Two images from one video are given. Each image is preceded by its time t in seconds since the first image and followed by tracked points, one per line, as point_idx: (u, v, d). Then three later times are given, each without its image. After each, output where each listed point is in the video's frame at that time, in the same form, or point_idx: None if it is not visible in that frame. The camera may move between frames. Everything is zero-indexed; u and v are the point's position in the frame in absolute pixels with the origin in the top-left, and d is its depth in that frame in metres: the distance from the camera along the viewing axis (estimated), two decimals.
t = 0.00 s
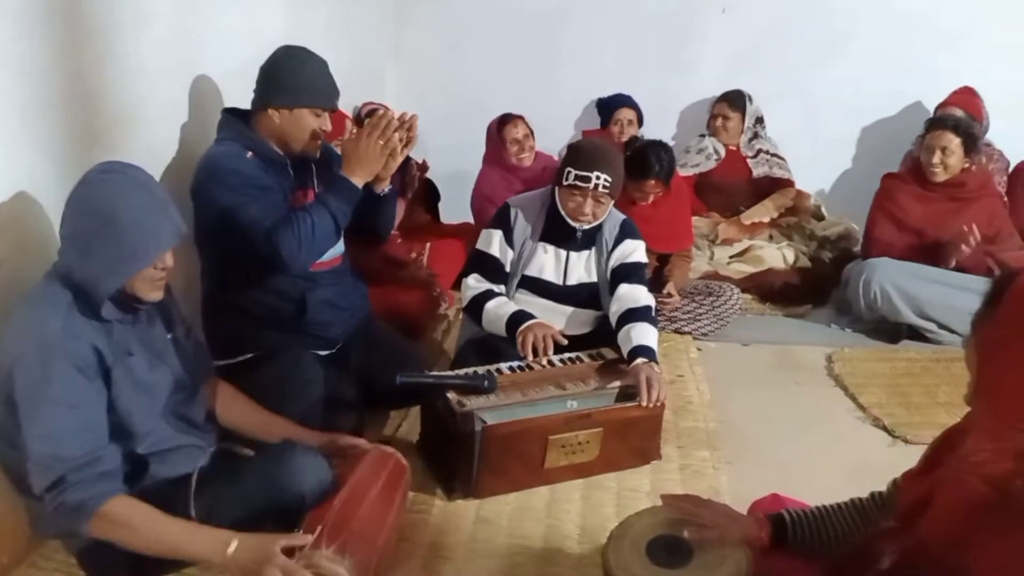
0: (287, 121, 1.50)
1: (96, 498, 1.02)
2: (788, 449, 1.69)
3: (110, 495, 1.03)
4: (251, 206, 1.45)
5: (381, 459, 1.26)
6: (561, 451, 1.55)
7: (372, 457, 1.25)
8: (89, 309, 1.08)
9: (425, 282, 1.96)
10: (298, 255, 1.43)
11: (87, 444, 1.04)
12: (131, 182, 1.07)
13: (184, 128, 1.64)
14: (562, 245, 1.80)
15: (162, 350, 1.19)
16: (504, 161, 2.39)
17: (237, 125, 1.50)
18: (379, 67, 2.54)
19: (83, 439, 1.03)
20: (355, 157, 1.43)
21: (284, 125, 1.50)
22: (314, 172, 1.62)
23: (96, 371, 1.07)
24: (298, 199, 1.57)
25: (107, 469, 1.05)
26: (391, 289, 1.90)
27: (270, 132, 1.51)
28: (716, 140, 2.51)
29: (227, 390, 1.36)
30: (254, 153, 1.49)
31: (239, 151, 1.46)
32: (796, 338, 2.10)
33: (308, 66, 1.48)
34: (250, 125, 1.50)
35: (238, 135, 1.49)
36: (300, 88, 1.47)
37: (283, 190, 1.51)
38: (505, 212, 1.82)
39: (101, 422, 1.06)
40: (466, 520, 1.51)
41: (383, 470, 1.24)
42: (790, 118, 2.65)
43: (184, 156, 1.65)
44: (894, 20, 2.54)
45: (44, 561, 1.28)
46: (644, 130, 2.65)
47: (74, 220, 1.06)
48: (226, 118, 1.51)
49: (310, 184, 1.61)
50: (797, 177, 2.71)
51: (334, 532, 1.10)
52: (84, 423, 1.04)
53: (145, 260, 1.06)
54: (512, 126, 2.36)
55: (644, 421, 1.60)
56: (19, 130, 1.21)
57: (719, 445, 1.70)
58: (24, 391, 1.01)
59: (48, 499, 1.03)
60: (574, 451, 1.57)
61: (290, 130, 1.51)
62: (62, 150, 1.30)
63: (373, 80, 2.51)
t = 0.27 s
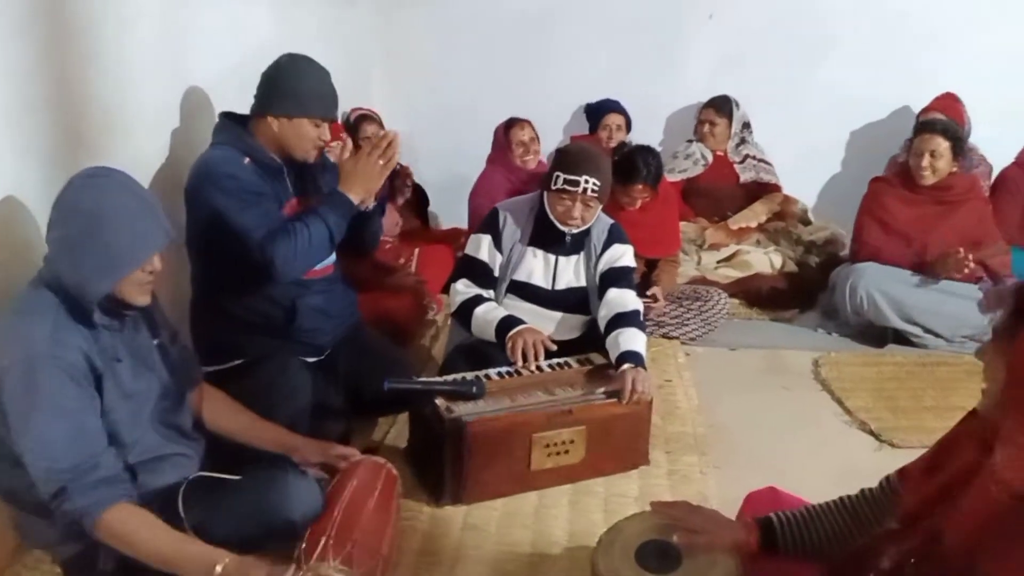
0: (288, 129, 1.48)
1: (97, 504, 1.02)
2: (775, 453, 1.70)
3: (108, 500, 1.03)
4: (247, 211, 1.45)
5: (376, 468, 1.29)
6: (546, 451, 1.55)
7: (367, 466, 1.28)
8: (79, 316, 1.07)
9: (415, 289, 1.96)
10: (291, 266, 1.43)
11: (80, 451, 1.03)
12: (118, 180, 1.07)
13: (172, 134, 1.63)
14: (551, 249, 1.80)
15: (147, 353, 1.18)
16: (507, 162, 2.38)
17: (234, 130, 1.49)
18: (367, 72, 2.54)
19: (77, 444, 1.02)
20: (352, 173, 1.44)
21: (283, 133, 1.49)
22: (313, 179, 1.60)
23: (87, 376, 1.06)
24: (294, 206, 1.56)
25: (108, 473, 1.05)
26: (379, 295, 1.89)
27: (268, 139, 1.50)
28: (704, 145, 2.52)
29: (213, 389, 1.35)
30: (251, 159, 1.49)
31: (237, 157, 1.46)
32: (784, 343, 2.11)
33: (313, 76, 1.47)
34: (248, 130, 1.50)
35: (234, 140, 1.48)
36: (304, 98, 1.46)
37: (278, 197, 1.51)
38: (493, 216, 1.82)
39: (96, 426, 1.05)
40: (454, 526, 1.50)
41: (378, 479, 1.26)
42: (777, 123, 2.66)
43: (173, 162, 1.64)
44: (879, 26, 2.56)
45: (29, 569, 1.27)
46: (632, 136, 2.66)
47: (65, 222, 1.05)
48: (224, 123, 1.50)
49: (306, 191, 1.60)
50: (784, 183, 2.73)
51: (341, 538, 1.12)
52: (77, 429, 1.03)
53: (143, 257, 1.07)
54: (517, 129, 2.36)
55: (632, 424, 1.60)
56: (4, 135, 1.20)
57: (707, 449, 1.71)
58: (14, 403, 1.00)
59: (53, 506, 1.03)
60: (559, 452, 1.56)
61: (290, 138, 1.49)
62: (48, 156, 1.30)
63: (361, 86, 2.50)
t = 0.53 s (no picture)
0: (276, 136, 1.48)
1: (82, 503, 1.02)
2: (761, 451, 1.71)
3: (93, 498, 1.02)
4: (237, 210, 1.44)
5: (365, 468, 1.30)
6: (535, 458, 1.55)
7: (356, 466, 1.29)
8: (61, 316, 1.05)
9: (399, 290, 1.98)
10: (274, 268, 1.42)
11: (66, 448, 1.02)
12: (104, 181, 1.06)
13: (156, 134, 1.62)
14: (537, 248, 1.80)
15: (129, 354, 1.17)
16: (498, 155, 2.38)
17: (223, 131, 1.49)
18: (350, 73, 2.54)
19: (60, 441, 1.01)
20: (346, 181, 1.46)
21: (272, 138, 1.48)
22: (300, 185, 1.61)
23: (66, 375, 1.05)
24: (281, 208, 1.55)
25: (91, 471, 1.04)
26: (363, 296, 1.88)
27: (257, 143, 1.50)
28: (689, 146, 2.52)
29: (198, 391, 1.34)
30: (239, 160, 1.48)
31: (226, 158, 1.45)
32: (768, 341, 2.12)
33: (304, 86, 1.45)
34: (238, 130, 1.49)
35: (225, 142, 1.47)
36: (294, 110, 1.45)
37: (267, 199, 1.50)
38: (478, 215, 1.82)
39: (77, 425, 1.04)
40: (440, 527, 1.50)
41: (366, 481, 1.27)
42: (761, 124, 2.67)
43: (155, 164, 1.63)
44: (862, 27, 2.57)
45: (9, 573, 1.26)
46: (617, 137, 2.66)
47: (54, 217, 1.03)
48: (214, 123, 1.49)
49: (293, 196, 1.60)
50: (769, 183, 2.74)
51: (325, 540, 1.12)
52: (60, 427, 1.02)
53: (131, 259, 1.07)
54: (512, 128, 2.36)
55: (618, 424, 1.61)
56: None
57: (692, 449, 1.71)
58: None
59: (30, 505, 1.01)
60: (550, 458, 1.56)
61: (278, 144, 1.48)
62: (29, 155, 1.29)
63: (345, 87, 2.50)
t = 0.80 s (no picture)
0: (249, 140, 1.46)
1: (67, 505, 1.00)
2: (738, 446, 1.72)
3: (77, 502, 1.01)
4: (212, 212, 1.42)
5: (344, 468, 1.31)
6: (509, 449, 1.55)
7: (336, 467, 1.29)
8: (38, 320, 1.03)
9: (376, 291, 1.95)
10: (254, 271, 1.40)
11: (42, 451, 0.99)
12: (104, 193, 1.05)
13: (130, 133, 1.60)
14: (515, 247, 1.79)
15: (104, 357, 1.15)
16: (474, 153, 2.38)
17: (198, 131, 1.47)
18: (327, 72, 2.52)
19: (38, 444, 0.99)
20: (321, 179, 1.41)
21: (244, 142, 1.47)
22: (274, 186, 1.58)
23: (42, 377, 1.03)
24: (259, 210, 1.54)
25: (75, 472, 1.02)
26: (341, 296, 1.86)
27: (231, 144, 1.48)
28: (666, 145, 2.53)
29: (173, 394, 1.33)
30: (216, 162, 1.46)
31: (202, 159, 1.44)
32: (745, 338, 2.14)
33: (282, 88, 1.44)
34: (214, 131, 1.48)
35: (202, 142, 1.46)
36: (269, 113, 1.43)
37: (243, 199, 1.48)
38: (455, 215, 1.81)
39: (56, 427, 1.02)
40: (419, 527, 1.50)
41: (347, 481, 1.27)
42: (736, 123, 2.69)
43: (127, 163, 1.61)
44: (836, 26, 2.59)
45: None
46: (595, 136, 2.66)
47: (47, 221, 1.01)
48: (189, 123, 1.48)
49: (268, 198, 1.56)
50: (746, 182, 2.75)
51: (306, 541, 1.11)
52: (37, 429, 0.99)
53: (116, 275, 1.05)
54: (489, 126, 2.36)
55: (595, 421, 1.62)
56: None
57: (670, 446, 1.72)
58: None
59: (17, 509, 0.99)
60: (524, 450, 1.57)
61: (252, 148, 1.47)
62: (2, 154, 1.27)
63: (322, 85, 2.48)
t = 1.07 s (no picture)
0: (222, 159, 1.44)
1: (42, 512, 0.98)
2: (716, 448, 1.73)
3: (52, 508, 0.98)
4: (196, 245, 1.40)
5: (321, 474, 1.30)
6: (492, 459, 1.55)
7: (313, 471, 1.28)
8: (13, 326, 1.00)
9: (353, 296, 1.93)
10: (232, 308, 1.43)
11: (22, 456, 0.97)
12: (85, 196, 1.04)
13: (103, 136, 1.58)
14: (494, 251, 1.79)
15: (79, 364, 1.12)
16: (451, 157, 2.37)
17: (180, 145, 1.45)
18: (302, 75, 2.50)
19: (15, 450, 0.97)
20: (302, 222, 1.42)
21: (219, 161, 1.45)
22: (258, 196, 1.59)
23: (14, 384, 1.00)
24: (240, 231, 1.53)
25: (48, 480, 0.99)
26: (315, 301, 1.86)
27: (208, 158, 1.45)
28: (642, 149, 2.54)
29: (151, 402, 1.29)
30: (196, 183, 1.44)
31: (182, 183, 1.42)
32: (722, 341, 2.15)
33: (256, 108, 1.40)
34: (192, 146, 1.46)
35: (183, 159, 1.44)
36: (245, 132, 1.40)
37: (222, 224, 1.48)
38: (432, 220, 1.81)
39: (31, 433, 1.00)
40: (397, 533, 1.49)
41: (324, 486, 1.26)
42: (712, 127, 2.71)
43: (99, 163, 1.58)
44: (809, 30, 2.62)
45: None
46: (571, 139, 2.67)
47: (29, 226, 0.99)
48: (168, 137, 1.45)
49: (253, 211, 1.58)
50: (721, 184, 2.77)
51: (282, 548, 1.10)
52: (14, 435, 0.97)
53: (99, 280, 1.03)
54: (464, 129, 2.36)
55: (575, 427, 1.62)
56: None
57: (648, 449, 1.72)
58: None
59: None
60: (505, 460, 1.56)
61: (226, 168, 1.45)
62: None
63: (297, 88, 2.47)
